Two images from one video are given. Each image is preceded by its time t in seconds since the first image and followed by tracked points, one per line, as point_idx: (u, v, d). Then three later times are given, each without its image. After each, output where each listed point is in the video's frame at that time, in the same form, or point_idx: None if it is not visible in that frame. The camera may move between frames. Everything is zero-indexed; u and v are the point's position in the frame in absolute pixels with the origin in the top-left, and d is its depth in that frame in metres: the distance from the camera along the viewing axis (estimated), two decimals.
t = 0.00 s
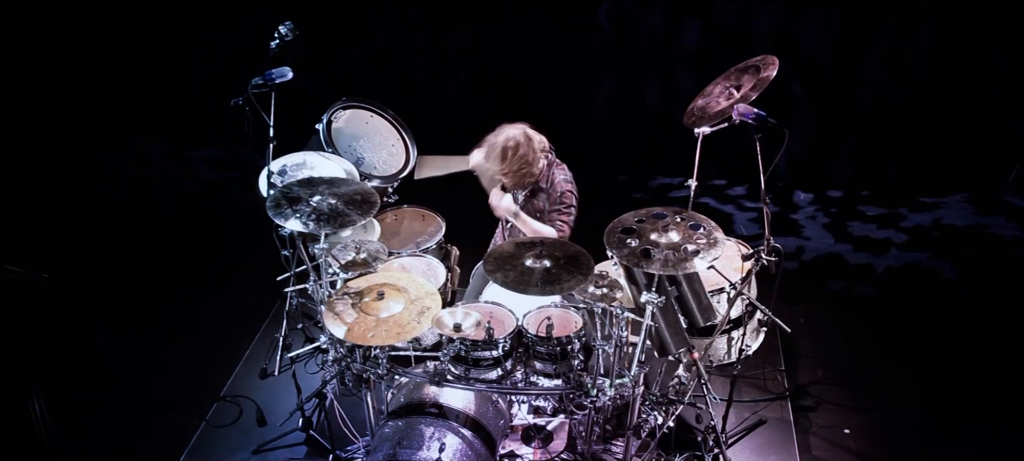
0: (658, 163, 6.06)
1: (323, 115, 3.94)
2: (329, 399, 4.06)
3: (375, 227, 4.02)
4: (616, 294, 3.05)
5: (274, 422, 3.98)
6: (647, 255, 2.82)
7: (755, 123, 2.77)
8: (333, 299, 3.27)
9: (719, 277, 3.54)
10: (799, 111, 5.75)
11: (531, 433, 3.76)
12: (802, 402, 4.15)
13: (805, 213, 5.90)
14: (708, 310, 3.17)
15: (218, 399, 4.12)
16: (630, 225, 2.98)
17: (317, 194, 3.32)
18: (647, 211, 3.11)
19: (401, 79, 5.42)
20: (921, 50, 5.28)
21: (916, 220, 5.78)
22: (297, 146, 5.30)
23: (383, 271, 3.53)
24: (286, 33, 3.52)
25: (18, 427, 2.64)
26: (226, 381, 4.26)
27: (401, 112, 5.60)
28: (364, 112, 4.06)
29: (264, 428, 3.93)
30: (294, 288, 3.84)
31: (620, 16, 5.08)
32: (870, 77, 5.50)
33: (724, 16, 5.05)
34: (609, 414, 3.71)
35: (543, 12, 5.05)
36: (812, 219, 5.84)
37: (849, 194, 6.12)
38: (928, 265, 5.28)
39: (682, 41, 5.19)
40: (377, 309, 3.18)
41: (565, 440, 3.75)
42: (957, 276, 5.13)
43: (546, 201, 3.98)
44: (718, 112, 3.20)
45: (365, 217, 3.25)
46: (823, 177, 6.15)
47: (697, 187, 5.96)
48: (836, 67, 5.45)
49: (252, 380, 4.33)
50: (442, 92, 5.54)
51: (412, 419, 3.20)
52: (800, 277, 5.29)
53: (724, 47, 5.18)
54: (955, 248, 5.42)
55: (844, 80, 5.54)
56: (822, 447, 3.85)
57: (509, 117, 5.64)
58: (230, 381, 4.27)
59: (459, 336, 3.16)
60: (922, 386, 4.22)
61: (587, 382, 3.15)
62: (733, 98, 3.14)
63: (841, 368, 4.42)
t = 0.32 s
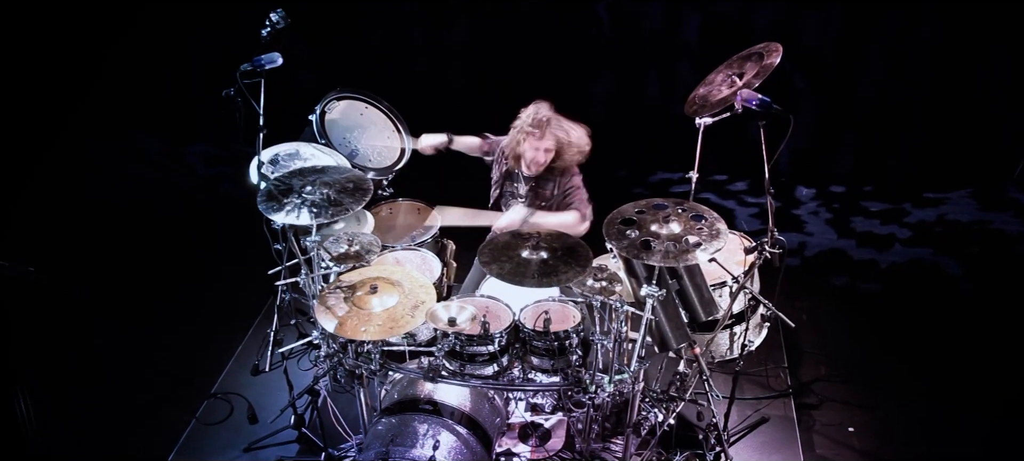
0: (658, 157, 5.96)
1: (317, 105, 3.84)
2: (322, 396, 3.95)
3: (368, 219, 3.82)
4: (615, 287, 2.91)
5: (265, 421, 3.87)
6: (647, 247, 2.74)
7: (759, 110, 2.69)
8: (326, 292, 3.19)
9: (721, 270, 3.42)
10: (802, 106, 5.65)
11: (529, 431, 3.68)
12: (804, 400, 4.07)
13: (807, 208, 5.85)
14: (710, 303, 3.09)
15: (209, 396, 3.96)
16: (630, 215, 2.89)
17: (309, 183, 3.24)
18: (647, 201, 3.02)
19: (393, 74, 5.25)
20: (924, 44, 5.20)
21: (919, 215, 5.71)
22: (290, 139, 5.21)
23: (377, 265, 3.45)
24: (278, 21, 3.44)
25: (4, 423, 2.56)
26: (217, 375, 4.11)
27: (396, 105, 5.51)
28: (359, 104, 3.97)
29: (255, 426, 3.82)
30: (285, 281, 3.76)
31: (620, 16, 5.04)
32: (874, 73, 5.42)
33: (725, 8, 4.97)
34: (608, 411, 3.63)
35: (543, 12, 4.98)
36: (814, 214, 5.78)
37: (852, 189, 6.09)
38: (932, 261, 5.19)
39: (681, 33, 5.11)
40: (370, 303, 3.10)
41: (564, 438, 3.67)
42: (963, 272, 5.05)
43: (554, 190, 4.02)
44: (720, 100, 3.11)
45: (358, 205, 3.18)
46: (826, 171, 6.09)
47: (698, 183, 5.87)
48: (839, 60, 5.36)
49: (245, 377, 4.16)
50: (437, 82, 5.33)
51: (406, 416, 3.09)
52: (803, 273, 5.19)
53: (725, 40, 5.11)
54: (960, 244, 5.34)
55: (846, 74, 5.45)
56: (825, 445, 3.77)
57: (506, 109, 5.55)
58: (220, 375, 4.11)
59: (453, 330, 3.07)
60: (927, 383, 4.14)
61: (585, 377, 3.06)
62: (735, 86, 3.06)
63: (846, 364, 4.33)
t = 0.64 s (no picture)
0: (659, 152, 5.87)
1: (312, 94, 3.73)
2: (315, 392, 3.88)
3: (364, 210, 3.69)
4: (617, 279, 2.82)
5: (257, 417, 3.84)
6: (650, 237, 2.64)
7: (766, 94, 2.59)
8: (318, 285, 3.10)
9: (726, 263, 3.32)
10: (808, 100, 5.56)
11: (529, 428, 3.59)
12: (809, 397, 3.98)
13: (811, 203, 5.76)
14: (714, 296, 3.01)
15: (200, 391, 4.03)
16: (632, 205, 2.80)
17: (301, 172, 3.16)
18: (649, 190, 2.93)
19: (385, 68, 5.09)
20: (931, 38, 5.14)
21: (925, 211, 5.61)
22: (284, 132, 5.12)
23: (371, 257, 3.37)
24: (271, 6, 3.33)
25: None
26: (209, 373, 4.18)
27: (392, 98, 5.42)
28: (353, 93, 3.87)
29: (248, 422, 3.79)
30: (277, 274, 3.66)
31: (621, 16, 4.98)
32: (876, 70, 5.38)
33: None
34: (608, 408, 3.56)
35: (543, 12, 4.86)
36: (818, 209, 5.69)
37: (857, 184, 6.03)
38: (939, 257, 5.10)
39: (683, 25, 5.02)
40: (364, 295, 3.01)
41: (564, 435, 3.59)
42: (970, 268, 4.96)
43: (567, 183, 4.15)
44: (724, 87, 3.01)
45: (351, 196, 3.09)
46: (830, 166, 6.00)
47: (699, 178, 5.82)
48: (844, 53, 5.28)
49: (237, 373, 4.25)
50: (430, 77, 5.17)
51: (400, 412, 3.04)
52: (807, 269, 5.10)
53: (728, 32, 5.02)
54: (968, 240, 5.25)
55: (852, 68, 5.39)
56: (831, 444, 3.68)
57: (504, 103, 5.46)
58: (213, 373, 4.18)
59: (450, 324, 2.97)
60: (933, 379, 4.06)
61: (586, 373, 2.96)
62: (740, 71, 2.96)
63: (851, 361, 4.24)
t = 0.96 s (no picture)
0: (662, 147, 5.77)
1: (306, 82, 3.64)
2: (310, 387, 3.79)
3: (360, 200, 3.59)
4: (621, 269, 2.72)
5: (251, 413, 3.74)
6: (655, 225, 2.55)
7: (776, 75, 2.49)
8: (312, 276, 3.01)
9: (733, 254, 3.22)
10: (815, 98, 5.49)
11: (529, 425, 3.50)
12: (816, 394, 3.88)
13: (817, 198, 5.66)
14: (721, 288, 2.91)
15: (192, 386, 3.92)
16: (636, 193, 2.71)
17: (294, 158, 3.10)
18: (654, 179, 2.84)
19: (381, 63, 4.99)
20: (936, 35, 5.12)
21: (933, 206, 5.53)
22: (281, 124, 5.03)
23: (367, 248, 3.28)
24: None
25: None
26: (201, 368, 4.07)
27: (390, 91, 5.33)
28: (349, 82, 3.79)
29: (241, 418, 3.70)
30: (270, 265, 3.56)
31: (621, 16, 4.91)
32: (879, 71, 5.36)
33: None
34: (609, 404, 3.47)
35: (543, 12, 4.80)
36: (824, 204, 5.59)
37: (864, 179, 5.92)
38: (948, 252, 5.01)
39: (687, 17, 4.96)
40: (359, 286, 2.92)
41: (564, 433, 3.50)
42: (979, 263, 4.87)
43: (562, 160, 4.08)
44: (731, 72, 2.91)
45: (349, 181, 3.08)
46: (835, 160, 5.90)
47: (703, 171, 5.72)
48: (850, 45, 5.21)
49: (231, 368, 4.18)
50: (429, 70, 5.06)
51: (396, 407, 2.93)
52: (813, 264, 5.00)
53: (733, 23, 4.96)
54: (977, 235, 5.15)
55: (858, 63, 5.33)
56: (839, 442, 3.58)
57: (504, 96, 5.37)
58: (205, 368, 4.08)
59: (448, 315, 2.88)
60: (942, 375, 3.97)
61: (588, 367, 2.87)
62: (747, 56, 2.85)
63: (859, 357, 4.14)
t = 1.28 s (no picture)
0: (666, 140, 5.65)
1: (302, 68, 3.52)
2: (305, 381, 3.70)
3: (357, 188, 3.46)
4: (625, 258, 2.63)
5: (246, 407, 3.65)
6: (661, 211, 2.45)
7: (788, 53, 2.39)
8: (307, 265, 2.92)
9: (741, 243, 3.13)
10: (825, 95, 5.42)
11: (529, 420, 3.42)
12: (825, 390, 3.78)
13: (823, 192, 5.56)
14: (729, 278, 2.81)
15: (186, 380, 3.83)
16: (642, 178, 2.61)
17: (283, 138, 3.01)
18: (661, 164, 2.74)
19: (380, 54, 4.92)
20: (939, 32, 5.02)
21: (941, 200, 5.41)
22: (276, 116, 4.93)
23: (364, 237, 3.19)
24: None
25: None
26: (195, 361, 3.99)
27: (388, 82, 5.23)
28: (348, 69, 3.71)
29: (235, 413, 3.61)
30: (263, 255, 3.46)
31: (621, 15, 4.83)
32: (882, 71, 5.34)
33: None
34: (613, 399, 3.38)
35: (543, 13, 4.74)
36: (831, 198, 5.48)
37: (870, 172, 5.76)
38: (957, 246, 4.91)
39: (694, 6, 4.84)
40: (354, 276, 2.83)
41: (566, 429, 3.41)
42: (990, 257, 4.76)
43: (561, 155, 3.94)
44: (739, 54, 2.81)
45: (339, 166, 3.01)
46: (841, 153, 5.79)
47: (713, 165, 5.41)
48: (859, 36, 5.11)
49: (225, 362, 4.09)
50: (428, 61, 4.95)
51: (394, 400, 2.85)
52: (820, 258, 4.89)
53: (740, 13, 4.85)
54: (988, 229, 5.04)
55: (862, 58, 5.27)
56: (848, 438, 3.49)
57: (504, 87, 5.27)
58: (198, 361, 4.00)
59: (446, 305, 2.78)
60: (951, 369, 3.88)
61: (591, 359, 2.78)
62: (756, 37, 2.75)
63: (867, 352, 4.05)
